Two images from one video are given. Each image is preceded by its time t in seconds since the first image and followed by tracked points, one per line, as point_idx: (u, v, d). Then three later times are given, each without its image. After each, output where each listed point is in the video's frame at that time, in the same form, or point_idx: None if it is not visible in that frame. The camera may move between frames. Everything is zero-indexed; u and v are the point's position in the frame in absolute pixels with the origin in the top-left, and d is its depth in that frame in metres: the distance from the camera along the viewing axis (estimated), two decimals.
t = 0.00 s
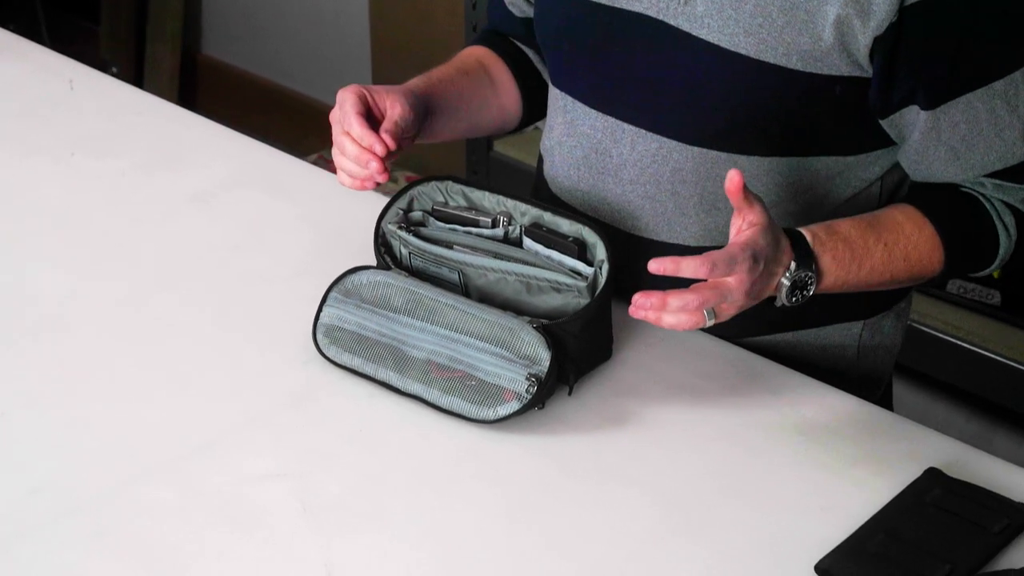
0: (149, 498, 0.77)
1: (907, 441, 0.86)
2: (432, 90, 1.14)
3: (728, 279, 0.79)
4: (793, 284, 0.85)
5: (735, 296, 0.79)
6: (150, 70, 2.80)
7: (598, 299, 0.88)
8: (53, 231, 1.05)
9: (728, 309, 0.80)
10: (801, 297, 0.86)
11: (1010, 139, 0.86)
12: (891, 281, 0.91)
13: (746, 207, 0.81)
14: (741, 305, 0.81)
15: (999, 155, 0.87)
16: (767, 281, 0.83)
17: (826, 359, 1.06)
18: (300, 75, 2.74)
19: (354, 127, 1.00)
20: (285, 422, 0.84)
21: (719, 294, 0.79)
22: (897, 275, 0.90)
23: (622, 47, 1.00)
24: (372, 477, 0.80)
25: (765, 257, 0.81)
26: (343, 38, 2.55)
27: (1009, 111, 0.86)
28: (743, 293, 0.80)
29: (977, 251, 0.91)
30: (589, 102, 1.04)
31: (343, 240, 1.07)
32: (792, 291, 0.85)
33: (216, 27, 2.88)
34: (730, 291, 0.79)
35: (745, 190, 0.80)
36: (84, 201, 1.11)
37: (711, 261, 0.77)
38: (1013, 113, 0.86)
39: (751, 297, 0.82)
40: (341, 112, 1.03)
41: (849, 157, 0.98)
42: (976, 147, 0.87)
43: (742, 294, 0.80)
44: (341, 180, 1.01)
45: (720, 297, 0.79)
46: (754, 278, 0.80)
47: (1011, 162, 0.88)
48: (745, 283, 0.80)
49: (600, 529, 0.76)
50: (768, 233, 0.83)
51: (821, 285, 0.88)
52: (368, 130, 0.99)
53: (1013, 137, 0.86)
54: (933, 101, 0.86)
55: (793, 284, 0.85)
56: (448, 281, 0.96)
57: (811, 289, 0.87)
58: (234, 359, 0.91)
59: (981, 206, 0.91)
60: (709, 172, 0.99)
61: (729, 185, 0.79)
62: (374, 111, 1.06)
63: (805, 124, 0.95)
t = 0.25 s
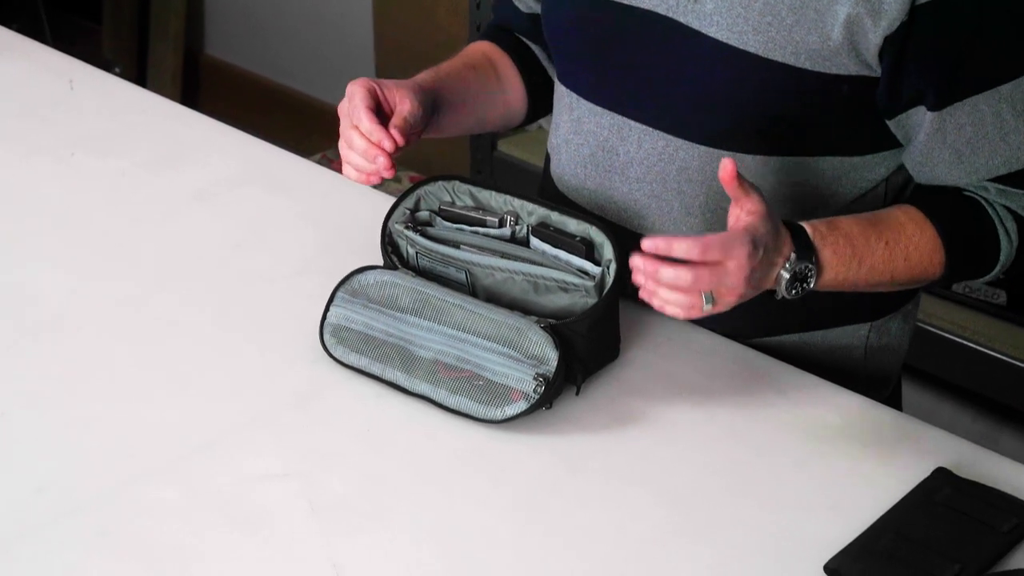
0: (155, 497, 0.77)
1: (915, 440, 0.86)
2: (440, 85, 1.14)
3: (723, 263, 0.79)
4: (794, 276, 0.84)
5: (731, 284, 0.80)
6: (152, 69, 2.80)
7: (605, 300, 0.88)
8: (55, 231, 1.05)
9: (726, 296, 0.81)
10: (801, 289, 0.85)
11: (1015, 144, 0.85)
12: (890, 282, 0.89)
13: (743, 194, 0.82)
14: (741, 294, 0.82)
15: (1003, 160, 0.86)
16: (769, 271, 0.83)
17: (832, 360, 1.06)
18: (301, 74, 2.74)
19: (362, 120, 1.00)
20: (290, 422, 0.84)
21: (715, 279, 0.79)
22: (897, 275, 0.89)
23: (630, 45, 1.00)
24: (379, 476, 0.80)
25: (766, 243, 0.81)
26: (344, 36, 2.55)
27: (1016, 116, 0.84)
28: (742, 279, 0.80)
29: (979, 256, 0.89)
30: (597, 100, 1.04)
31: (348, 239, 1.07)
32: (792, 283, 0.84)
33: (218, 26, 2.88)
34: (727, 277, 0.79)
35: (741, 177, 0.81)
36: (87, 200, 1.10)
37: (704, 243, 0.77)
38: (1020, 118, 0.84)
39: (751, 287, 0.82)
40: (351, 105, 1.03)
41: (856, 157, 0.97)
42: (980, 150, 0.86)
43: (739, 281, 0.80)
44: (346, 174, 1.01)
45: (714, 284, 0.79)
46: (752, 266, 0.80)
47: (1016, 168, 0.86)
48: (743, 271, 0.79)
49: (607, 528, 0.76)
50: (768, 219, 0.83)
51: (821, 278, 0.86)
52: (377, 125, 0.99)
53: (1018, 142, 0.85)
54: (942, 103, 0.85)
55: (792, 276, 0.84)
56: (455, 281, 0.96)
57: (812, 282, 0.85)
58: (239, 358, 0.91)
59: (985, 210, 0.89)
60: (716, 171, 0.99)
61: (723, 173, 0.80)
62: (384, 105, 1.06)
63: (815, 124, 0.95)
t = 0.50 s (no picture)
0: (157, 497, 0.77)
1: (919, 438, 0.85)
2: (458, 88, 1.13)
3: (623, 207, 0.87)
4: (736, 232, 0.88)
5: (641, 219, 0.86)
6: (153, 68, 2.79)
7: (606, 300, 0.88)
8: (57, 230, 1.05)
9: (647, 236, 0.86)
10: (749, 249, 0.88)
11: (997, 155, 0.84)
12: (852, 278, 0.91)
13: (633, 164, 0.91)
14: (669, 233, 0.87)
15: (982, 167, 0.85)
16: (701, 220, 0.89)
17: (835, 357, 1.05)
18: (302, 73, 2.74)
19: (417, 138, 0.98)
20: (292, 421, 0.84)
21: (618, 225, 0.87)
22: (859, 267, 0.90)
23: (642, 44, 0.99)
24: (381, 475, 0.79)
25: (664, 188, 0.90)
26: (345, 34, 2.55)
27: (1001, 126, 0.84)
28: (649, 213, 0.86)
29: (947, 267, 0.89)
30: (607, 97, 1.03)
31: (350, 237, 1.06)
32: (734, 239, 0.88)
33: (218, 25, 2.87)
34: (630, 215, 0.87)
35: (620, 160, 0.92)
36: (88, 199, 1.10)
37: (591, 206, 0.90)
38: (1004, 127, 0.83)
39: (680, 228, 0.87)
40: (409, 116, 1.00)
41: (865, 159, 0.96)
42: (960, 153, 0.86)
43: (649, 214, 0.87)
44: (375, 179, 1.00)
45: (615, 226, 0.87)
46: (659, 198, 0.88)
47: (993, 178, 0.86)
48: (645, 203, 0.87)
49: (610, 528, 0.76)
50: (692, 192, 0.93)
51: (766, 248, 0.89)
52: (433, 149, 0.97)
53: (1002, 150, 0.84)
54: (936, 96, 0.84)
55: (729, 236, 0.88)
56: (458, 280, 0.96)
57: (757, 242, 0.88)
58: (241, 357, 0.90)
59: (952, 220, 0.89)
60: (726, 169, 0.99)
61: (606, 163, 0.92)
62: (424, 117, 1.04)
63: (830, 126, 0.94)
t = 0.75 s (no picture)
0: (158, 497, 0.76)
1: (921, 439, 0.85)
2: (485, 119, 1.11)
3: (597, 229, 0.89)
4: (720, 214, 0.88)
5: (620, 232, 0.88)
6: (152, 67, 2.79)
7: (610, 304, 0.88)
8: (57, 230, 1.04)
9: (631, 247, 0.87)
10: (735, 229, 0.88)
11: (994, 161, 0.84)
12: (840, 265, 0.90)
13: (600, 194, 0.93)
14: (652, 237, 0.88)
15: (977, 172, 0.85)
16: (679, 219, 0.90)
17: (833, 358, 1.05)
18: (302, 73, 2.73)
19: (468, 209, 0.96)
20: (293, 422, 0.84)
21: (600, 246, 0.87)
22: (849, 257, 0.89)
23: (643, 47, 0.99)
24: (382, 476, 0.79)
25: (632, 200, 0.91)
26: (346, 34, 2.54)
27: (1001, 132, 0.83)
28: (625, 225, 0.88)
29: (939, 269, 0.89)
30: (609, 97, 1.03)
31: (351, 237, 1.06)
32: (720, 219, 0.88)
33: (218, 24, 2.87)
34: (606, 232, 0.88)
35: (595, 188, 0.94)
36: (88, 199, 1.10)
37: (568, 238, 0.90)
38: (1003, 133, 0.83)
39: (661, 231, 0.88)
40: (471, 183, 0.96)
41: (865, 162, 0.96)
42: (957, 157, 0.86)
43: (626, 224, 0.88)
44: (408, 218, 0.98)
45: (598, 246, 0.87)
46: (627, 207, 0.89)
47: (989, 184, 0.86)
48: (618, 216, 0.88)
49: (611, 529, 0.76)
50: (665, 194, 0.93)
51: (753, 234, 0.88)
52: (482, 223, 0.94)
53: (996, 158, 0.84)
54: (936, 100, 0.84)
55: (719, 216, 0.88)
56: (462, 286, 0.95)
57: (743, 221, 0.88)
58: (241, 357, 0.90)
59: (949, 221, 0.89)
60: (727, 172, 0.99)
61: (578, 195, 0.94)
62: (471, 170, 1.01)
63: (825, 128, 0.94)
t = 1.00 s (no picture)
0: (158, 497, 0.76)
1: (923, 438, 0.85)
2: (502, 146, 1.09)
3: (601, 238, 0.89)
4: (722, 225, 0.89)
5: (624, 242, 0.88)
6: (151, 67, 2.79)
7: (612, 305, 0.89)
8: (57, 229, 1.04)
9: (634, 259, 0.87)
10: (738, 241, 0.88)
11: (996, 164, 0.85)
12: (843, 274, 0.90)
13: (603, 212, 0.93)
14: (656, 251, 0.88)
15: (980, 176, 0.86)
16: (683, 231, 0.90)
17: (833, 358, 1.05)
18: (301, 73, 2.73)
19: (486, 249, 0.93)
20: (293, 421, 0.84)
21: (603, 256, 0.87)
22: (850, 265, 0.90)
23: (646, 48, 0.98)
24: (383, 476, 0.79)
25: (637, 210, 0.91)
26: (345, 35, 2.54)
27: (1003, 135, 0.84)
28: (629, 232, 0.88)
29: (938, 274, 0.89)
30: (611, 97, 1.02)
31: (351, 237, 1.06)
32: (721, 230, 0.89)
33: (217, 24, 2.87)
34: (608, 240, 0.88)
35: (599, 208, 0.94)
36: (88, 199, 1.10)
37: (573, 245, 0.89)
38: (1005, 137, 0.84)
39: (665, 244, 0.88)
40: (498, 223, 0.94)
41: (867, 165, 0.96)
42: (960, 160, 0.86)
43: (630, 235, 0.88)
44: (420, 235, 0.96)
45: (602, 255, 0.87)
46: (632, 217, 0.89)
47: (990, 188, 0.86)
48: (621, 225, 0.89)
49: (612, 528, 0.76)
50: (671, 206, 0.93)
51: (755, 246, 0.89)
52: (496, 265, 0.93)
53: (999, 160, 0.84)
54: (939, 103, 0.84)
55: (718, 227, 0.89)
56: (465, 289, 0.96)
57: (745, 232, 0.88)
58: (242, 356, 0.90)
59: (950, 227, 0.89)
60: (728, 172, 0.99)
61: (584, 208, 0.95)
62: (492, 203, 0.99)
63: (829, 129, 0.94)
